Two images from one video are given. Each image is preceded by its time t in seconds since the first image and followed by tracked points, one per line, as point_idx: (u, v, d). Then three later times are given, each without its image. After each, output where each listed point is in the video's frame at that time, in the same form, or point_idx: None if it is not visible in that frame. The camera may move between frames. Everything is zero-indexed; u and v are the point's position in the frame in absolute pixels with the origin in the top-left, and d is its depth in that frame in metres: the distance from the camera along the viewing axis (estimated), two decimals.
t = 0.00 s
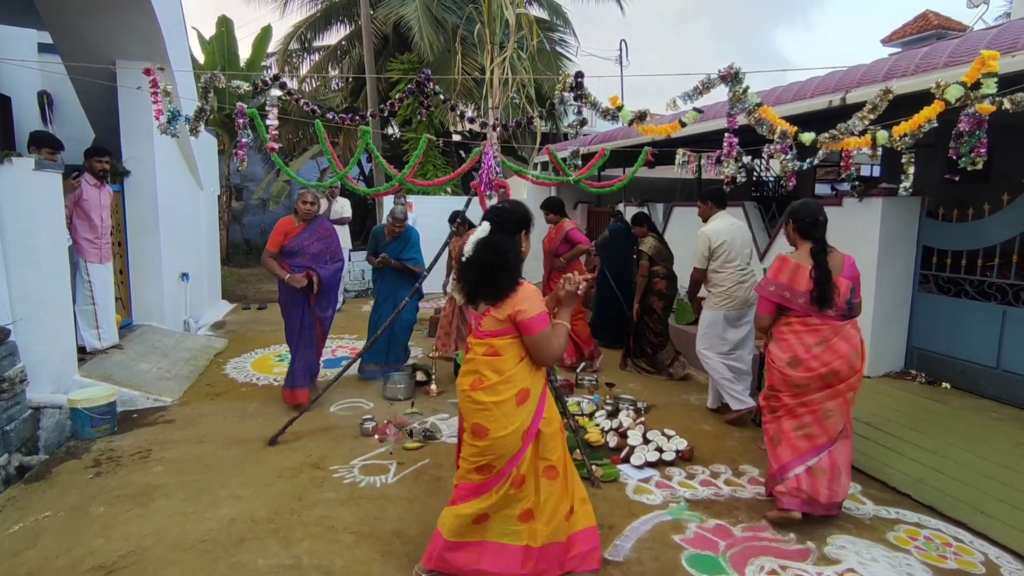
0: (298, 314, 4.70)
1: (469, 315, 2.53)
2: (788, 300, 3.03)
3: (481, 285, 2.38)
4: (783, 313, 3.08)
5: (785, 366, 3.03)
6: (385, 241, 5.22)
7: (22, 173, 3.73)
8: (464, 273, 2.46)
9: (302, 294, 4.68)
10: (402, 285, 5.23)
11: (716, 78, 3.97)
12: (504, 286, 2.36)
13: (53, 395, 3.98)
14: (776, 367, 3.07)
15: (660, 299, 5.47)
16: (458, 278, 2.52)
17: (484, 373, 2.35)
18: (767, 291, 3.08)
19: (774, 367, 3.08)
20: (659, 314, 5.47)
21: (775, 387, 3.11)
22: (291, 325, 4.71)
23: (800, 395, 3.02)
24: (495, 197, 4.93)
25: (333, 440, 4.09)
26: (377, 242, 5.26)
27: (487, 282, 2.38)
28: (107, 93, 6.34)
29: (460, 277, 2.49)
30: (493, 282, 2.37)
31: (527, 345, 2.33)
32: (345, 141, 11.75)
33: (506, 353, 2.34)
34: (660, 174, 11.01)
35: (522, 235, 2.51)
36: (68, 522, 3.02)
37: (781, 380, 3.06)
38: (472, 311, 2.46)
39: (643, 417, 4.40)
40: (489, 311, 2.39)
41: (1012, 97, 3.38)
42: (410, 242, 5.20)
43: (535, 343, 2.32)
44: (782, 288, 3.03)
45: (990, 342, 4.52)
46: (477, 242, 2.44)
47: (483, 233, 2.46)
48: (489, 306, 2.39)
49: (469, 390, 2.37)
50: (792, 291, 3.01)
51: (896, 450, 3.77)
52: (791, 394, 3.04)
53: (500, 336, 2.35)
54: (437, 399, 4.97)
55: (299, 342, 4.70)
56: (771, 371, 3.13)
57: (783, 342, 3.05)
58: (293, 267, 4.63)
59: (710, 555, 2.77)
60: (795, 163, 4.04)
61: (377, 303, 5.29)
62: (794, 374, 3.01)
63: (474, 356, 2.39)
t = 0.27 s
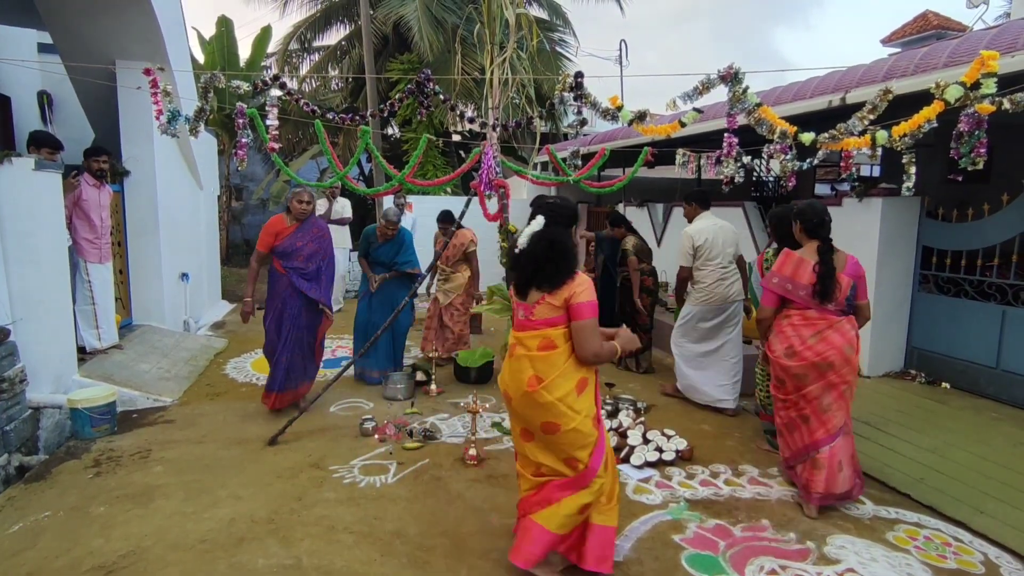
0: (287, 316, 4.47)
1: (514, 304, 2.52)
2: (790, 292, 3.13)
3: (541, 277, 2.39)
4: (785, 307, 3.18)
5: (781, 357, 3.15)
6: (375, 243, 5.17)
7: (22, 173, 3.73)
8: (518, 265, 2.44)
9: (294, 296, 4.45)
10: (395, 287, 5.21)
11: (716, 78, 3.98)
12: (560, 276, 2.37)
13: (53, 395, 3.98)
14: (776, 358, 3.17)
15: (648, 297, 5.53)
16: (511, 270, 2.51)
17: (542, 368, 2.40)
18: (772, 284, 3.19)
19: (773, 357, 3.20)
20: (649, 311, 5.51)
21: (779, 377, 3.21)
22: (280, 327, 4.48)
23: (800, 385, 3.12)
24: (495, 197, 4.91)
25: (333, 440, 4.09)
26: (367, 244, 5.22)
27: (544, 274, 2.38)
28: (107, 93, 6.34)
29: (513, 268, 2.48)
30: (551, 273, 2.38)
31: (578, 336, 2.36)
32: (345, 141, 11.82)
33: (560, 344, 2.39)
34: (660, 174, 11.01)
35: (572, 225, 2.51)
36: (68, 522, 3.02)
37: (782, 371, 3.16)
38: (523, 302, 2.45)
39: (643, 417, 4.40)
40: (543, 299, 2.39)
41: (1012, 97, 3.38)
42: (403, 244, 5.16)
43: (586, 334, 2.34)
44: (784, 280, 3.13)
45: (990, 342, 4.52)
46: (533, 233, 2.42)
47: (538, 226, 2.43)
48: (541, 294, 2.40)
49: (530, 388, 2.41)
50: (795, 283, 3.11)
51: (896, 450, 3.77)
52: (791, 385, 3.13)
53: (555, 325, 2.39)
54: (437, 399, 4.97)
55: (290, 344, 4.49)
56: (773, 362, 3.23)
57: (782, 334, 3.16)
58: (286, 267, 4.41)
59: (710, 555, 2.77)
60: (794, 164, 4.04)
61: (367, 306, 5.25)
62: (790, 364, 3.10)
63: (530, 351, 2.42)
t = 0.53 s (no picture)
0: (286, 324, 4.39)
1: (556, 305, 2.52)
2: (787, 294, 3.32)
3: (604, 279, 2.44)
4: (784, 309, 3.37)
5: (780, 355, 3.35)
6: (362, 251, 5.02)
7: (22, 173, 3.73)
8: (575, 269, 2.46)
9: (293, 304, 4.39)
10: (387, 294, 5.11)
11: (716, 78, 3.98)
12: (625, 277, 2.45)
13: (53, 395, 3.98)
14: (778, 357, 3.35)
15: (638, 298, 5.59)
16: (563, 271, 2.50)
17: (593, 370, 2.41)
18: (767, 287, 3.39)
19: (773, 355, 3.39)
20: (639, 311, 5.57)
21: (779, 375, 3.40)
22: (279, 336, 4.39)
23: (798, 383, 3.32)
24: (495, 197, 4.92)
25: (333, 440, 4.09)
26: (354, 252, 5.05)
27: (607, 277, 2.44)
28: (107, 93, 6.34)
29: (567, 271, 2.49)
30: (611, 277, 2.44)
31: (627, 339, 2.43)
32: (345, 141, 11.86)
33: (608, 346, 2.44)
34: (660, 175, 11.02)
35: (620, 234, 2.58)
36: (68, 522, 3.02)
37: (784, 369, 3.35)
38: (573, 301, 2.47)
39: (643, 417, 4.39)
40: (596, 297, 2.44)
41: (1012, 98, 3.38)
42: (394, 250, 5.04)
43: (637, 339, 2.42)
44: (782, 284, 3.32)
45: (990, 342, 4.52)
46: (593, 241, 2.44)
47: (596, 234, 2.45)
48: (592, 294, 2.45)
49: (583, 391, 2.39)
50: (791, 285, 3.31)
51: (896, 450, 3.77)
52: (790, 384, 3.33)
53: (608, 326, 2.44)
54: (437, 399, 4.97)
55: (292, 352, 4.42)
56: (773, 361, 3.41)
57: (782, 332, 3.36)
58: (284, 276, 4.32)
59: (710, 555, 2.77)
60: (795, 164, 4.04)
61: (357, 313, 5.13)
62: (790, 361, 3.31)
63: (579, 354, 2.41)
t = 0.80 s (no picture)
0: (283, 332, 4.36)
1: (603, 300, 2.51)
2: (791, 292, 3.42)
3: (660, 286, 2.47)
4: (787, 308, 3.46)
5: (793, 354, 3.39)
6: (349, 256, 4.99)
7: (22, 174, 3.73)
8: (629, 273, 2.47)
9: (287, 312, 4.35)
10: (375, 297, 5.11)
11: (716, 79, 3.98)
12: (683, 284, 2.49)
13: (53, 395, 3.98)
14: (786, 354, 3.40)
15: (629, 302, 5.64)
16: (618, 272, 2.50)
17: (646, 367, 2.39)
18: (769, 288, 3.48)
19: (784, 355, 3.42)
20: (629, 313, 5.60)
21: (784, 372, 3.45)
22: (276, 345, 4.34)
23: (806, 382, 3.40)
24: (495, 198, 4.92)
25: (333, 440, 4.10)
26: (340, 257, 5.03)
27: (661, 284, 2.47)
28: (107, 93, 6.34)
29: (621, 273, 2.49)
30: (664, 285, 2.47)
31: (670, 341, 2.47)
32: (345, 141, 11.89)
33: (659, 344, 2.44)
34: (660, 175, 11.02)
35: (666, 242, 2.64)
36: (69, 522, 3.02)
37: (791, 366, 3.41)
38: (625, 297, 2.47)
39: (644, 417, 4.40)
40: (649, 298, 2.46)
41: (1012, 98, 3.38)
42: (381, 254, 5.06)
43: (683, 343, 2.47)
44: (786, 284, 3.42)
45: (989, 342, 4.53)
46: (648, 249, 2.47)
47: (649, 242, 2.48)
48: (647, 294, 2.47)
49: (636, 388, 2.36)
50: (794, 284, 3.42)
51: (896, 450, 3.77)
52: (798, 382, 3.40)
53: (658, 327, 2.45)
54: (437, 399, 4.97)
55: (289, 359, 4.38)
56: (778, 359, 3.46)
57: (789, 329, 3.43)
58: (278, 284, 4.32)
59: (710, 555, 2.77)
60: (795, 164, 4.03)
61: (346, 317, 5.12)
62: (802, 358, 3.37)
63: (633, 350, 2.38)
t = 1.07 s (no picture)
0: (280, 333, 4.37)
1: (629, 298, 2.52)
2: (803, 295, 3.48)
3: (684, 284, 2.53)
4: (799, 310, 3.51)
5: (820, 355, 3.41)
6: (343, 256, 4.98)
7: (22, 174, 3.73)
8: (655, 273, 2.51)
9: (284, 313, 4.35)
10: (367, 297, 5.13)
11: (716, 79, 3.98)
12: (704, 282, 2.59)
13: (54, 396, 3.98)
14: (809, 355, 3.42)
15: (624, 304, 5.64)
16: (644, 273, 2.53)
17: (677, 361, 2.41)
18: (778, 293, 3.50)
19: (809, 357, 3.43)
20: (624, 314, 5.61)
21: (806, 374, 3.46)
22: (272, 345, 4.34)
23: (827, 381, 3.45)
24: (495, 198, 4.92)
25: (333, 440, 4.10)
26: (334, 257, 5.00)
27: (686, 283, 2.53)
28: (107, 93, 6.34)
29: (648, 274, 2.52)
30: (687, 284, 2.54)
31: (692, 340, 2.53)
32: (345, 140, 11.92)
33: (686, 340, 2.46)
34: (660, 175, 11.02)
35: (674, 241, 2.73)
36: (69, 522, 3.02)
37: (814, 367, 3.43)
38: (652, 295, 2.50)
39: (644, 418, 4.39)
40: (674, 295, 2.50)
41: (1011, 99, 3.38)
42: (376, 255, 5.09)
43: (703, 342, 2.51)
44: (795, 287, 3.47)
45: (989, 342, 4.53)
46: (672, 250, 2.53)
47: (671, 244, 2.54)
48: (671, 291, 2.51)
49: (669, 382, 2.37)
50: (802, 287, 3.48)
51: (896, 450, 3.77)
52: (822, 381, 3.43)
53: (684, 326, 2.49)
54: (437, 399, 4.97)
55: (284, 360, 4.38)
56: (797, 360, 3.48)
57: (809, 331, 3.46)
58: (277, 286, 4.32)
59: (710, 556, 2.77)
60: (795, 164, 4.03)
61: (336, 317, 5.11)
62: (827, 358, 3.41)
63: (664, 344, 2.39)
